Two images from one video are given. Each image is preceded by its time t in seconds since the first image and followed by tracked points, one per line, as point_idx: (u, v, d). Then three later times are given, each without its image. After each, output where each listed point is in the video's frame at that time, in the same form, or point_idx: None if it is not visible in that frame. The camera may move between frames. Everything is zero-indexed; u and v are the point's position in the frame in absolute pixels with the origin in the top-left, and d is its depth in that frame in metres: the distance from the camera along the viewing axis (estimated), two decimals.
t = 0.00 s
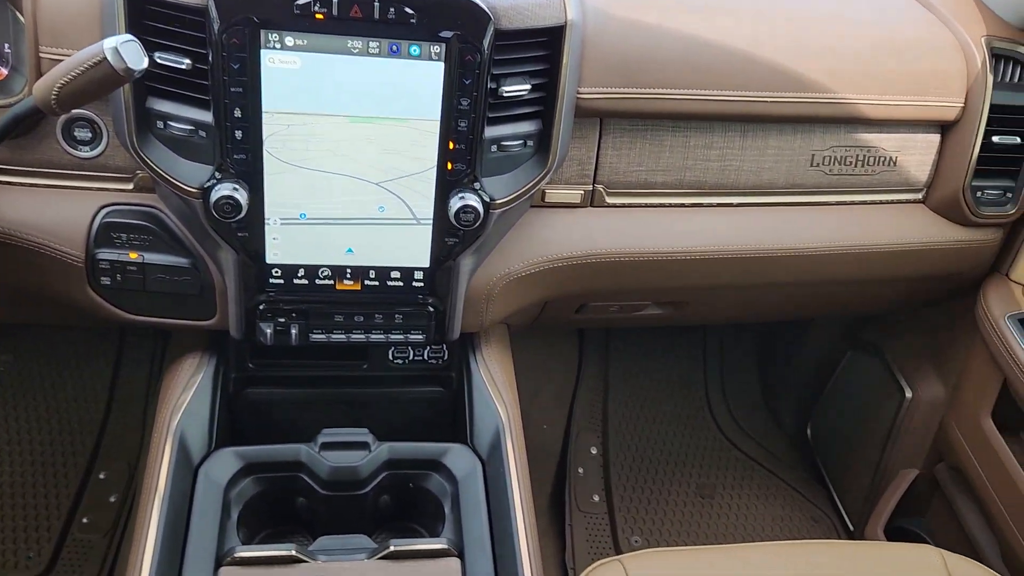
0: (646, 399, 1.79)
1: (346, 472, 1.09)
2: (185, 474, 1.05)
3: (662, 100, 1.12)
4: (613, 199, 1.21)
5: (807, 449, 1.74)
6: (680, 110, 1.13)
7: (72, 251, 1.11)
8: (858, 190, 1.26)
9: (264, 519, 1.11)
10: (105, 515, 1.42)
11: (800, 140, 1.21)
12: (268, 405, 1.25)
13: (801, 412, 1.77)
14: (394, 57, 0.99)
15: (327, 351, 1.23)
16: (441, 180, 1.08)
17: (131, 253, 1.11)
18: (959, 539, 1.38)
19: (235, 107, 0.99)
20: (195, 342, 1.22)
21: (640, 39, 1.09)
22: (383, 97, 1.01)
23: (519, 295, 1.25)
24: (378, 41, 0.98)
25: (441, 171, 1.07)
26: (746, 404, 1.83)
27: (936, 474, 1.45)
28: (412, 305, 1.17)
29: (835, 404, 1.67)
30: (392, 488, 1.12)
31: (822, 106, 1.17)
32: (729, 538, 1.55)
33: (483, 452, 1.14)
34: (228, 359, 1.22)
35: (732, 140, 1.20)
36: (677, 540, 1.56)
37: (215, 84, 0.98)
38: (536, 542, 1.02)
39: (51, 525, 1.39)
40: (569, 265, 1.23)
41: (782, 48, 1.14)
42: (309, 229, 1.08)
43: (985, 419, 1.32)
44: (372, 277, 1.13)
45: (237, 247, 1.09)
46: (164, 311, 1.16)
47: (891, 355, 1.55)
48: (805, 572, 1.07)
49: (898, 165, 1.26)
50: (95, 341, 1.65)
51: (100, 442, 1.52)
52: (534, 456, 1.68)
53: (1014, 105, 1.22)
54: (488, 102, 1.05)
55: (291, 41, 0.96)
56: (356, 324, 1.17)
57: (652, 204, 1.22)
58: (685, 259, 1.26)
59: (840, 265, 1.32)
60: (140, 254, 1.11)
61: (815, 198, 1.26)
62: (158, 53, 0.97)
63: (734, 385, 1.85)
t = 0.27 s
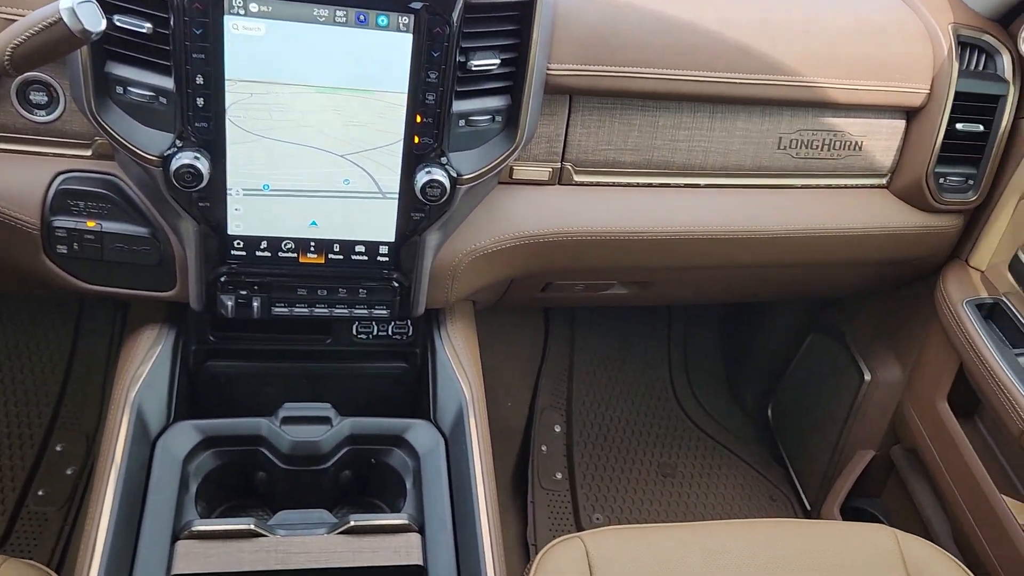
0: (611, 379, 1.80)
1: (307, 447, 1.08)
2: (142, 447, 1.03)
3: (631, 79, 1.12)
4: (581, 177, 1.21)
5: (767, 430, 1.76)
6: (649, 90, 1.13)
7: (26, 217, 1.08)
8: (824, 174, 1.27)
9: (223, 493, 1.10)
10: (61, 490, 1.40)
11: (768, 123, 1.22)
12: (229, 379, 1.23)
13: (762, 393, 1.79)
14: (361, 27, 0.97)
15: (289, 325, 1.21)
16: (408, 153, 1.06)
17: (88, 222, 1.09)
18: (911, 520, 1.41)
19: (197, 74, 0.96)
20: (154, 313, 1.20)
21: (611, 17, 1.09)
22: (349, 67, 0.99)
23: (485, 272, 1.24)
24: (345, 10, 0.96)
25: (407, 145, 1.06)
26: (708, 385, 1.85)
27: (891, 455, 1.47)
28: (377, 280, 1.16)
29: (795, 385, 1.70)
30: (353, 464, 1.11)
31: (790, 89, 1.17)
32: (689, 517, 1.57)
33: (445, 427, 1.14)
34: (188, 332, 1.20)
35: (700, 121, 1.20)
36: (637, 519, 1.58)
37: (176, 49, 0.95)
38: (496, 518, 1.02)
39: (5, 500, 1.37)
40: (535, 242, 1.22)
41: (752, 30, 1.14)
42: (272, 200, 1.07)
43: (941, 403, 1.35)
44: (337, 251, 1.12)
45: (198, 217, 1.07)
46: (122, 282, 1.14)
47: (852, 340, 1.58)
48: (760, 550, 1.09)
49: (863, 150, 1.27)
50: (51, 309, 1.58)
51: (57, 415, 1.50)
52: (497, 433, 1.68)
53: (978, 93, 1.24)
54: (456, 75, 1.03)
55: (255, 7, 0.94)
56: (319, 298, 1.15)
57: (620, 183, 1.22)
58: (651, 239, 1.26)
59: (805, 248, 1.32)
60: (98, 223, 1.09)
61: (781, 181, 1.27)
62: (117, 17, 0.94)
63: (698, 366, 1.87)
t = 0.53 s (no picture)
0: (573, 350, 1.81)
1: (265, 412, 1.07)
2: (96, 410, 1.02)
3: (600, 49, 1.11)
4: (548, 147, 1.20)
5: (726, 404, 1.79)
6: (618, 60, 1.12)
7: None
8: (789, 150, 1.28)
9: (179, 457, 1.09)
10: (13, 451, 1.41)
11: (736, 98, 1.22)
12: (186, 343, 1.21)
13: (722, 368, 1.81)
14: None
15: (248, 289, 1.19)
16: (372, 117, 1.05)
17: (41, 178, 1.06)
18: (863, 493, 1.44)
19: (155, 28, 0.94)
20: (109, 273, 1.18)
21: None
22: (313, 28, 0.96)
23: (448, 240, 1.23)
24: None
25: (373, 108, 1.04)
26: (670, 359, 1.87)
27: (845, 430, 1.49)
28: (339, 246, 1.14)
29: (755, 361, 1.72)
30: (312, 430, 1.11)
31: (759, 64, 1.17)
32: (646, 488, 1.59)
33: (406, 395, 1.14)
34: (144, 294, 1.18)
35: (669, 94, 1.19)
36: (596, 489, 1.59)
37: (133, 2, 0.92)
38: (455, 487, 1.02)
39: None
40: (500, 211, 1.22)
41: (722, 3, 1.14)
42: (233, 161, 1.05)
43: (896, 380, 1.37)
44: (298, 215, 1.10)
45: (156, 176, 1.04)
46: (76, 241, 1.11)
47: (812, 316, 1.60)
48: (716, 521, 1.10)
49: (829, 128, 1.28)
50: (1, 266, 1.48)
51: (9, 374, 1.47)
52: (458, 402, 1.68)
53: (943, 75, 1.25)
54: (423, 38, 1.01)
55: None
56: (279, 262, 1.14)
57: (586, 153, 1.22)
58: (617, 212, 1.25)
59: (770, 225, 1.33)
60: (51, 179, 1.06)
61: (747, 156, 1.27)
62: None
63: (659, 340, 1.88)
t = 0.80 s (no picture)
0: (543, 321, 1.81)
1: (229, 376, 1.06)
2: (55, 370, 1.00)
3: (575, 16, 1.10)
4: (521, 116, 1.19)
5: (691, 378, 1.81)
6: (592, 28, 1.12)
7: None
8: (761, 126, 1.28)
9: (141, 420, 1.07)
10: None
11: (710, 71, 1.21)
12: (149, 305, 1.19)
13: (689, 341, 1.82)
14: None
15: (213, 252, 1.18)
16: (342, 78, 1.02)
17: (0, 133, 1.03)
18: (823, 466, 1.46)
19: None
20: (70, 232, 1.15)
21: None
22: None
23: (418, 206, 1.22)
24: None
25: (343, 70, 1.02)
26: (638, 332, 1.88)
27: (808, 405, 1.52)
28: (306, 211, 1.13)
29: (722, 335, 1.73)
30: (278, 395, 1.09)
31: (733, 37, 1.17)
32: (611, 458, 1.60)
33: (372, 361, 1.13)
34: (107, 254, 1.15)
35: (644, 65, 1.19)
36: (561, 459, 1.61)
37: None
38: (420, 457, 1.02)
39: None
40: (471, 179, 1.20)
41: None
42: (198, 120, 1.02)
43: (859, 357, 1.38)
44: (266, 177, 1.08)
45: (118, 134, 1.02)
46: (37, 198, 1.09)
47: (779, 292, 1.61)
48: (678, 491, 1.11)
49: (801, 104, 1.28)
50: None
51: None
52: (426, 370, 1.68)
53: (915, 53, 1.25)
54: None
55: None
56: (246, 225, 1.12)
57: (559, 123, 1.21)
58: (589, 182, 1.25)
59: (742, 200, 1.33)
60: (10, 134, 1.03)
61: (719, 130, 1.27)
62: None
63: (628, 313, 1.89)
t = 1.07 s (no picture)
0: (514, 288, 1.81)
1: (195, 335, 1.05)
2: (15, 323, 0.99)
3: None
4: (495, 78, 1.18)
5: (660, 347, 1.82)
6: None
7: None
8: (736, 96, 1.27)
9: (105, 378, 1.06)
10: None
11: (687, 38, 1.20)
12: (113, 261, 1.17)
13: (659, 311, 1.84)
14: None
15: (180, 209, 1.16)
16: (314, 34, 0.99)
17: None
18: (786, 436, 1.48)
19: None
20: (32, 185, 1.13)
21: None
22: None
23: (389, 167, 1.20)
24: None
25: (315, 26, 0.99)
26: (608, 300, 1.88)
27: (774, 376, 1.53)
28: (276, 168, 1.11)
29: (692, 305, 1.75)
30: (244, 355, 1.08)
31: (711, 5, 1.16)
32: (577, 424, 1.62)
33: (341, 323, 1.12)
34: (70, 208, 1.13)
35: (621, 30, 1.17)
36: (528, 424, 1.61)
37: None
38: (388, 418, 1.02)
39: None
40: (444, 141, 1.19)
41: None
42: (165, 72, 1.00)
43: (824, 328, 1.40)
44: (234, 133, 1.06)
45: (81, 84, 0.99)
46: None
47: (748, 263, 1.62)
48: (643, 457, 1.12)
49: (777, 75, 1.28)
50: None
51: None
52: (396, 333, 1.68)
53: (891, 27, 1.25)
54: None
55: None
56: (213, 182, 1.10)
57: (534, 87, 1.20)
58: (563, 148, 1.24)
59: (715, 169, 1.33)
60: None
61: (694, 99, 1.27)
62: None
63: (599, 281, 1.90)
